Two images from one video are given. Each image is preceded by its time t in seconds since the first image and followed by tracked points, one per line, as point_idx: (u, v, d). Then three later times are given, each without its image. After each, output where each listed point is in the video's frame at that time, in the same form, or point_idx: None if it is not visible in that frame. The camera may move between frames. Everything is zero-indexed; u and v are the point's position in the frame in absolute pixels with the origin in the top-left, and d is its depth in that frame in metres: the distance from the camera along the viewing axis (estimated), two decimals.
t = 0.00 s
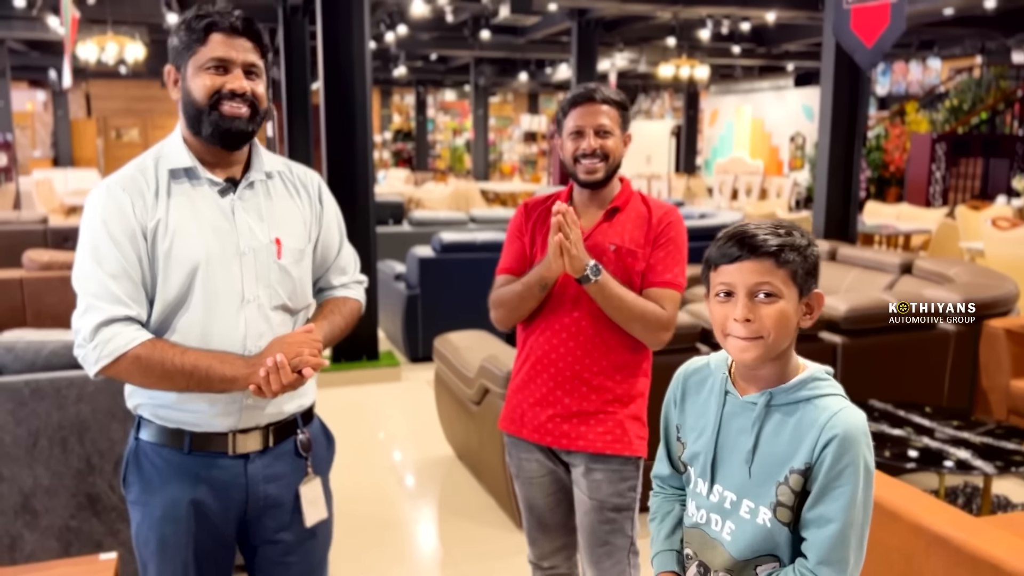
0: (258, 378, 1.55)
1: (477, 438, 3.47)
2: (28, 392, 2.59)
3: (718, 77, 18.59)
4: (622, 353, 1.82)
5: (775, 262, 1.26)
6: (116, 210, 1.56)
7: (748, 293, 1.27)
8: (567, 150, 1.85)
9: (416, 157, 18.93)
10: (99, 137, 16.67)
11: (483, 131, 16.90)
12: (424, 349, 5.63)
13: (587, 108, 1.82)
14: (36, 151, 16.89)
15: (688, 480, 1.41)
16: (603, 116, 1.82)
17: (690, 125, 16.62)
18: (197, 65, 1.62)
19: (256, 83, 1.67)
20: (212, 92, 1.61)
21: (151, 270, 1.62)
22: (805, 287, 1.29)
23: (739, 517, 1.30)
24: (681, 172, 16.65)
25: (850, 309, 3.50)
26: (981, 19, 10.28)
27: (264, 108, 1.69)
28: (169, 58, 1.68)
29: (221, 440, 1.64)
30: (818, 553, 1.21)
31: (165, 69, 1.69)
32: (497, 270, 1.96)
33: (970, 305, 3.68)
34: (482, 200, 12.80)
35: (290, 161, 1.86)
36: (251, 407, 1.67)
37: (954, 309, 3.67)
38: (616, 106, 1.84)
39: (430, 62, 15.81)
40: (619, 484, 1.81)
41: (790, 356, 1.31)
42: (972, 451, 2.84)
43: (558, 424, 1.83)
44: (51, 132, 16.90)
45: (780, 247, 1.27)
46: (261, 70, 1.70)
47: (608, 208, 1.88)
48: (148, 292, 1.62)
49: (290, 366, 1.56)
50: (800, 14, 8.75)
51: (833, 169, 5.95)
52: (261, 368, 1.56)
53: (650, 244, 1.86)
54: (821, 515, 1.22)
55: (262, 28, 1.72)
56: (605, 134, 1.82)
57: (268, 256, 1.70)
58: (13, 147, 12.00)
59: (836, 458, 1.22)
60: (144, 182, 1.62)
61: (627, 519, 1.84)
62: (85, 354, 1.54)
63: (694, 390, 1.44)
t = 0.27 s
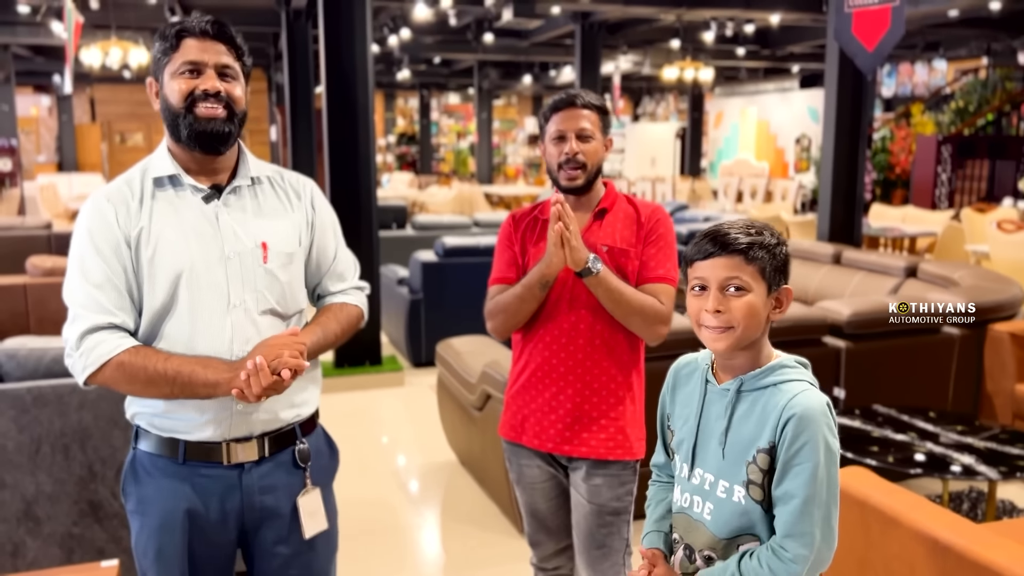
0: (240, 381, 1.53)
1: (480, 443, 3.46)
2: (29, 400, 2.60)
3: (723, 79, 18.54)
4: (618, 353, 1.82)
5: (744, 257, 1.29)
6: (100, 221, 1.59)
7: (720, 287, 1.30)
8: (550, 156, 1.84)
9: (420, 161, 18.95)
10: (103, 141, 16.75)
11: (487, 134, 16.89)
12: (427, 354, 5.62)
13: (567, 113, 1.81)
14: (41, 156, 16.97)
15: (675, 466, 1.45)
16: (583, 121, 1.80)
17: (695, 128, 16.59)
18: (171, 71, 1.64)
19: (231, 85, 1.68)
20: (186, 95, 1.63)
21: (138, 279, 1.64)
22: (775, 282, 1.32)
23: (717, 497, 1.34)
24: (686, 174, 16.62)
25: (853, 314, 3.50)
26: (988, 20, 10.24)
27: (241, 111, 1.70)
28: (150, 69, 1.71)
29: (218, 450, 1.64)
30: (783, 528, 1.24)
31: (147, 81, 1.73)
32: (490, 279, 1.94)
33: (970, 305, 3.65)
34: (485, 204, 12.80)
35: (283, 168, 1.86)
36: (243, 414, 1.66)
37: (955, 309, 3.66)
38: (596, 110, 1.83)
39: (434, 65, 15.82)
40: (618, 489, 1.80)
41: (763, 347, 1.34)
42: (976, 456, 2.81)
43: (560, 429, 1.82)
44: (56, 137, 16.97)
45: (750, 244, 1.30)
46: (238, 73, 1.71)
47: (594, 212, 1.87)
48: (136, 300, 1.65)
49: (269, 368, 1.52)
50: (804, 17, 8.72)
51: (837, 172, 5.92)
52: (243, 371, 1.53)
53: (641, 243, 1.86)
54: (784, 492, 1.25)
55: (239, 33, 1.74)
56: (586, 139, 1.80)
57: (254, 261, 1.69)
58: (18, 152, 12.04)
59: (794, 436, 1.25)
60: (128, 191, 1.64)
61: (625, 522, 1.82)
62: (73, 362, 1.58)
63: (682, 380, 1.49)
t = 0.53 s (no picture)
0: (220, 388, 1.52)
1: (483, 447, 3.45)
2: (32, 405, 2.60)
3: (725, 81, 18.54)
4: (623, 352, 1.82)
5: (754, 255, 1.41)
6: (92, 228, 1.61)
7: (731, 282, 1.42)
8: (548, 160, 1.82)
9: (423, 164, 18.97)
10: (106, 145, 16.79)
11: (490, 137, 16.89)
12: (430, 357, 5.62)
13: (564, 117, 1.79)
14: (44, 160, 17.02)
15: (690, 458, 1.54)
16: (581, 125, 1.79)
17: (698, 130, 16.58)
18: (160, 78, 1.65)
19: (220, 91, 1.68)
20: (173, 102, 1.64)
21: (129, 284, 1.65)
22: (783, 278, 1.44)
23: (736, 483, 1.44)
24: (689, 176, 16.62)
25: (857, 315, 3.48)
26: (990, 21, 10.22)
27: (230, 116, 1.70)
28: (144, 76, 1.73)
29: (210, 456, 1.64)
30: (803, 507, 1.35)
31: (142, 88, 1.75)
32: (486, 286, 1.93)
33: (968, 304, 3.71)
34: (488, 207, 12.80)
35: (281, 173, 1.85)
36: (233, 420, 1.66)
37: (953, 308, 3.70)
38: (593, 115, 1.81)
39: (436, 68, 15.85)
40: (622, 484, 1.80)
41: (771, 337, 1.47)
42: (980, 459, 2.80)
43: (565, 430, 1.81)
44: (59, 141, 17.04)
45: (759, 244, 1.42)
46: (228, 78, 1.71)
47: (591, 216, 1.86)
48: (128, 305, 1.66)
49: (246, 374, 1.50)
50: (806, 19, 8.72)
51: (840, 173, 5.91)
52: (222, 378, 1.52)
53: (639, 243, 1.86)
54: (803, 473, 1.36)
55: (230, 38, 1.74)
56: (584, 143, 1.79)
57: (243, 266, 1.69)
58: (20, 157, 12.07)
59: (811, 419, 1.36)
60: (120, 198, 1.66)
61: (628, 519, 1.82)
62: (65, 367, 1.60)
63: (693, 376, 1.58)
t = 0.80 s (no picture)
0: (213, 389, 1.50)
1: (486, 449, 3.43)
2: (34, 409, 2.59)
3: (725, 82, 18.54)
4: (628, 352, 1.81)
5: (796, 255, 1.43)
6: (89, 230, 1.61)
7: (772, 279, 1.45)
8: (550, 161, 1.82)
9: (423, 166, 18.97)
10: (106, 148, 16.80)
11: (490, 138, 16.89)
12: (432, 359, 5.62)
13: (566, 118, 1.79)
14: (44, 163, 17.01)
15: (725, 455, 1.55)
16: (582, 126, 1.79)
17: (698, 131, 16.59)
18: (160, 80, 1.65)
19: (219, 94, 1.68)
20: (173, 105, 1.64)
21: (125, 286, 1.64)
22: (830, 281, 1.44)
23: (776, 481, 1.45)
24: (689, 177, 16.61)
25: (859, 316, 3.49)
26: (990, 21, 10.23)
27: (229, 121, 1.70)
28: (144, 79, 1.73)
29: (206, 462, 1.63)
30: (845, 509, 1.36)
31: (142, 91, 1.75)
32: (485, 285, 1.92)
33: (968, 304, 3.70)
34: (489, 208, 12.80)
35: (282, 178, 1.84)
36: (230, 424, 1.65)
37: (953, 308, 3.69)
38: (594, 114, 1.81)
39: (436, 70, 15.85)
40: (630, 486, 1.80)
41: (823, 338, 1.47)
42: (985, 459, 2.79)
43: (573, 433, 1.81)
44: (59, 144, 17.03)
45: (809, 245, 1.43)
46: (227, 81, 1.71)
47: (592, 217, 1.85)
48: (124, 308, 1.65)
49: (238, 374, 1.48)
50: (806, 19, 8.71)
51: (841, 173, 5.91)
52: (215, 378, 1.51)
53: (643, 242, 1.85)
54: (847, 476, 1.37)
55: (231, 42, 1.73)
56: (587, 144, 1.79)
57: (239, 268, 1.68)
58: (20, 160, 12.06)
59: (860, 422, 1.37)
60: (118, 201, 1.66)
61: (638, 519, 1.82)
62: (61, 368, 1.60)
63: (738, 373, 1.59)
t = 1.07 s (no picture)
0: (220, 389, 1.49)
1: (487, 450, 3.44)
2: (34, 411, 2.58)
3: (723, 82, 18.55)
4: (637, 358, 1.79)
5: (858, 257, 1.44)
6: (89, 232, 1.59)
7: (834, 283, 1.46)
8: (560, 164, 1.80)
9: (421, 167, 18.96)
10: (104, 150, 16.80)
11: (489, 139, 16.89)
12: (432, 360, 5.61)
13: (576, 120, 1.79)
14: (41, 165, 16.98)
15: (785, 462, 1.55)
16: (594, 128, 1.78)
17: (696, 131, 16.61)
18: (161, 82, 1.64)
19: (222, 97, 1.68)
20: (177, 106, 1.63)
21: (125, 288, 1.63)
22: (896, 287, 1.43)
23: (842, 491, 1.44)
24: (687, 178, 16.63)
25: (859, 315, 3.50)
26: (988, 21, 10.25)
27: (231, 123, 1.70)
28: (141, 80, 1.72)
29: (210, 463, 1.62)
30: (916, 524, 1.34)
31: (140, 92, 1.74)
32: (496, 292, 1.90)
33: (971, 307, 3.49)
34: (487, 209, 12.80)
35: (279, 179, 1.84)
36: (234, 425, 1.65)
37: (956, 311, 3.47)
38: (605, 116, 1.81)
39: (434, 71, 15.86)
40: (648, 498, 1.81)
41: (892, 344, 1.46)
42: (988, 459, 2.79)
43: (584, 442, 1.80)
44: (57, 146, 16.99)
45: (874, 249, 1.43)
46: (228, 82, 1.70)
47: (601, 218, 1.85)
48: (124, 310, 1.64)
49: (246, 373, 1.48)
50: (805, 19, 8.71)
51: (840, 173, 5.91)
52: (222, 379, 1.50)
53: (654, 247, 1.83)
54: (920, 489, 1.35)
55: (232, 44, 1.74)
56: (598, 147, 1.78)
57: (242, 268, 1.67)
58: (18, 163, 12.04)
59: (933, 435, 1.35)
60: (117, 201, 1.64)
61: (655, 530, 1.83)
62: (60, 371, 1.57)
63: (800, 378, 1.58)
